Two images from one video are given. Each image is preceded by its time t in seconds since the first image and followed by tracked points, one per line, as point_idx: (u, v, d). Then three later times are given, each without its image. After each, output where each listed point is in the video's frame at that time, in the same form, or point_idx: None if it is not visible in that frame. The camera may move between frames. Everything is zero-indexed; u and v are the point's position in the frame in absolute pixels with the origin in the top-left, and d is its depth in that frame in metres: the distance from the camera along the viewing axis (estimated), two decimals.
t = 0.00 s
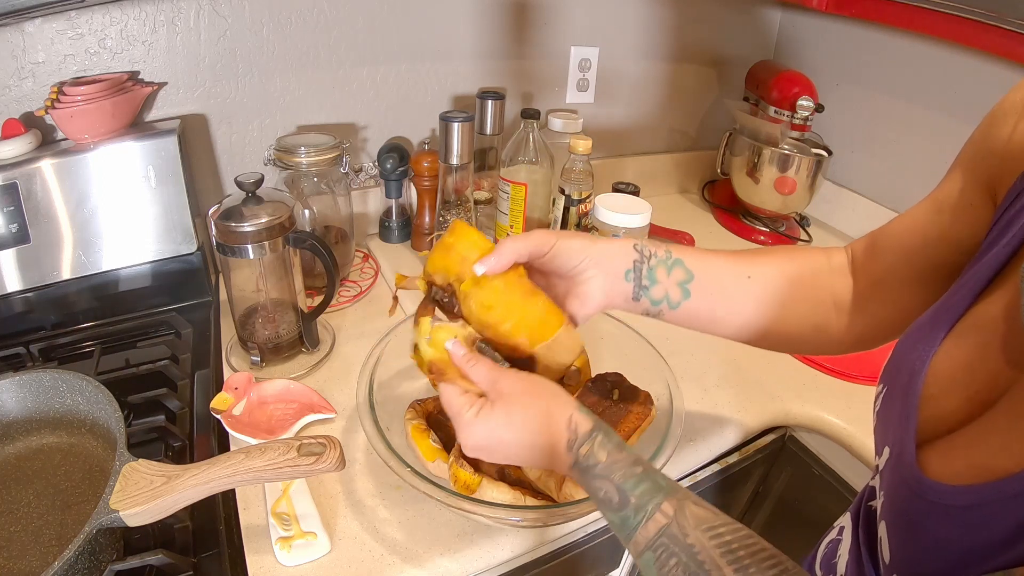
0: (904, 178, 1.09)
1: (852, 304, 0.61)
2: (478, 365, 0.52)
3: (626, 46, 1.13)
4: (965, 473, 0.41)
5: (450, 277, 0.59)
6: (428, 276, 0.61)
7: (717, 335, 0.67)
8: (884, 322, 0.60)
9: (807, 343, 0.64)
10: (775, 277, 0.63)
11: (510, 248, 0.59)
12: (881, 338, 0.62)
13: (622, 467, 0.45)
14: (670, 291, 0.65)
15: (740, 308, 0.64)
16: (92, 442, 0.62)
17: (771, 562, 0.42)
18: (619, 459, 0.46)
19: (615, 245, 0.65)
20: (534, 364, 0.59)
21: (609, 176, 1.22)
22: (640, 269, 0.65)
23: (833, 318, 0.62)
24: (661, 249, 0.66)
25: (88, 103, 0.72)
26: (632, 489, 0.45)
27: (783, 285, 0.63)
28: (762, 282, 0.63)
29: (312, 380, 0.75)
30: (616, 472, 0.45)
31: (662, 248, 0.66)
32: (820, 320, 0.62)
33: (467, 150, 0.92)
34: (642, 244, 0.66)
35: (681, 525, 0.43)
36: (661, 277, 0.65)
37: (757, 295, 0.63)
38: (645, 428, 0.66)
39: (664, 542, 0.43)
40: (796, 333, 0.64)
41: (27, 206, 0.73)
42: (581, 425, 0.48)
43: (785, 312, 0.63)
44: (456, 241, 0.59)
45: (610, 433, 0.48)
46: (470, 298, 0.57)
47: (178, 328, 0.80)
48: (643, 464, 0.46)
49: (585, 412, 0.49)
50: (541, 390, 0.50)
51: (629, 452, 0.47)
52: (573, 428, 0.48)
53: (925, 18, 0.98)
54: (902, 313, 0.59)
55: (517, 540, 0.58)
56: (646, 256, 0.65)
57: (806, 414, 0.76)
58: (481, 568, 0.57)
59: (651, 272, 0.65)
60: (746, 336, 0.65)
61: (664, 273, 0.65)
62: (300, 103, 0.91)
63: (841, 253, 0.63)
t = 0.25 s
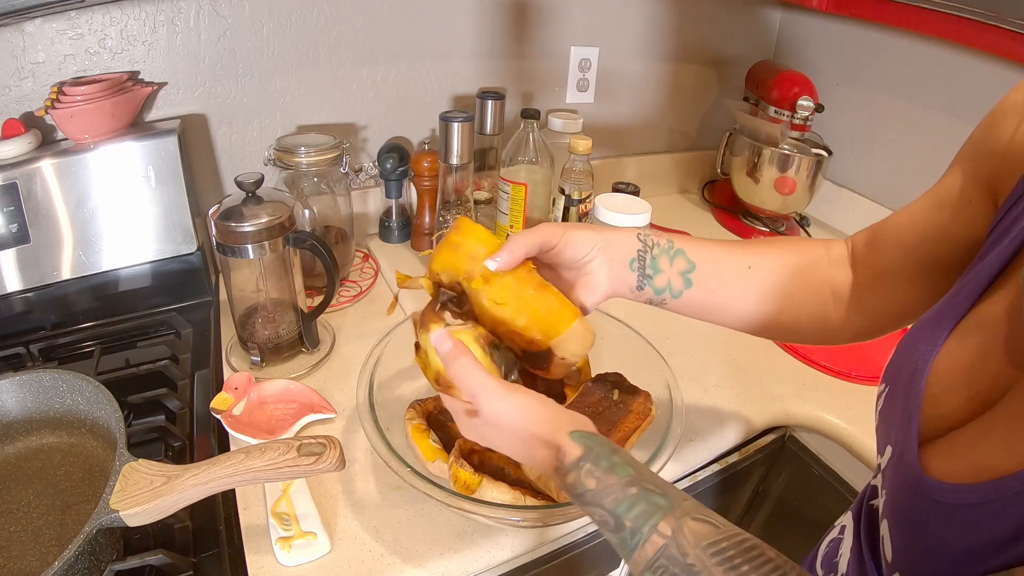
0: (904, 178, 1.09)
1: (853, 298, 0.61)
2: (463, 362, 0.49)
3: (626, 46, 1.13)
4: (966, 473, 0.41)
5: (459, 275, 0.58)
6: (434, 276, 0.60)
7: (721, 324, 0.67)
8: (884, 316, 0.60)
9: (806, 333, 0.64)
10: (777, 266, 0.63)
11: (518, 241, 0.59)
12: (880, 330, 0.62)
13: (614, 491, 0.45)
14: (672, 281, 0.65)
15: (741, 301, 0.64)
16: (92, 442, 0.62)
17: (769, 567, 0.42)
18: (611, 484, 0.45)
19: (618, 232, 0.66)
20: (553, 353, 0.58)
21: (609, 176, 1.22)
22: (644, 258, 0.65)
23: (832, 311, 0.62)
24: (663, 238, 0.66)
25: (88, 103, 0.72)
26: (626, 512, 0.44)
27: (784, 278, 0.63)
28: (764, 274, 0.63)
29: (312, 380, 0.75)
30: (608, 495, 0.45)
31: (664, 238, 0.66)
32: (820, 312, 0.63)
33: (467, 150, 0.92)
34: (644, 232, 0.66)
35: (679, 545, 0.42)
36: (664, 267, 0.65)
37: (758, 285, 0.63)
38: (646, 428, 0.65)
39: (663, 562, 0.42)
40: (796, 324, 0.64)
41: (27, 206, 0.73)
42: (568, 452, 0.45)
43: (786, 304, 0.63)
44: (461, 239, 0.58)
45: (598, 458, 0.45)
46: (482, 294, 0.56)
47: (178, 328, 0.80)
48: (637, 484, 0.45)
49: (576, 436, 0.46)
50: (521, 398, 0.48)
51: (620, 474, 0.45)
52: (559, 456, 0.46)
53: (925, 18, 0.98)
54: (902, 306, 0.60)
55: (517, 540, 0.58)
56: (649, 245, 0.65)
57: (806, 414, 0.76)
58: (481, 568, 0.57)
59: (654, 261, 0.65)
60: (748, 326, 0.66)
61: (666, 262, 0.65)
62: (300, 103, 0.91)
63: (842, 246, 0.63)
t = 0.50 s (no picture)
0: (904, 178, 1.09)
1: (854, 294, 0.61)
2: (490, 310, 0.52)
3: (626, 46, 1.13)
4: (966, 468, 0.41)
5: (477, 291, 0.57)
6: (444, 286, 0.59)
7: (714, 313, 0.68)
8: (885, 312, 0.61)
9: (807, 327, 0.65)
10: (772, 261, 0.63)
11: (535, 249, 0.58)
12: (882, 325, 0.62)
13: (615, 448, 0.42)
14: (684, 278, 0.66)
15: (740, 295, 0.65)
16: (92, 442, 0.62)
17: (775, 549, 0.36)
18: (611, 441, 0.42)
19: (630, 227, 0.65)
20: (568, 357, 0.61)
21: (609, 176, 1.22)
22: (657, 255, 0.66)
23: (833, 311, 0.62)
24: (675, 234, 0.66)
25: (88, 103, 0.72)
26: (627, 473, 0.40)
27: (783, 274, 0.63)
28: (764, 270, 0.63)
29: (312, 380, 0.75)
30: (610, 453, 0.42)
31: (676, 235, 0.66)
32: (822, 308, 0.63)
33: (467, 150, 0.92)
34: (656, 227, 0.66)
35: (680, 511, 0.38)
36: (676, 264, 0.65)
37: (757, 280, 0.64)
38: (646, 428, 0.66)
39: (662, 527, 0.38)
40: (796, 318, 0.64)
41: (27, 206, 0.73)
42: (572, 407, 0.47)
43: (785, 298, 0.64)
44: (477, 254, 0.57)
45: (601, 415, 0.45)
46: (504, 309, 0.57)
47: (178, 328, 0.80)
48: (639, 445, 0.42)
49: (578, 391, 0.47)
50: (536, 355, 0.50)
51: (623, 433, 0.43)
52: (563, 410, 0.47)
53: (925, 18, 0.98)
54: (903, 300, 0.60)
55: (517, 540, 0.58)
56: (662, 242, 0.65)
57: (806, 414, 0.76)
58: (481, 568, 0.57)
59: (666, 259, 0.65)
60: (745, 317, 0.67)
61: (678, 260, 0.65)
62: (300, 103, 0.91)
63: (846, 239, 0.63)
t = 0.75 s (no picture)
0: (904, 178, 1.09)
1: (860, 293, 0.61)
2: (495, 319, 0.54)
3: (626, 46, 1.13)
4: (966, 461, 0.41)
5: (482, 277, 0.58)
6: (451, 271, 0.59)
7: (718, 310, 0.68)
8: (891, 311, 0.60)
9: (813, 324, 0.65)
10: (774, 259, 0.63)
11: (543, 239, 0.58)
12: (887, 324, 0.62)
13: (639, 426, 0.48)
14: (695, 273, 0.65)
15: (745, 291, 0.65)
16: (93, 442, 0.62)
17: (785, 533, 0.41)
18: (636, 419, 0.48)
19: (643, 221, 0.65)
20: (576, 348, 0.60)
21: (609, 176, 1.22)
22: (668, 248, 0.65)
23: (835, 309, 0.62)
24: (687, 229, 0.66)
25: (88, 103, 0.72)
26: (648, 450, 0.46)
27: (785, 274, 0.63)
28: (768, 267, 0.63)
29: (312, 380, 0.75)
30: (633, 432, 0.48)
31: (688, 229, 0.65)
32: (827, 306, 0.63)
33: (467, 150, 0.92)
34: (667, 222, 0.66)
35: (695, 487, 0.44)
36: (687, 259, 0.65)
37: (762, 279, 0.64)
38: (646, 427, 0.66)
39: (678, 503, 0.44)
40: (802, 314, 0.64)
41: (27, 206, 0.73)
42: (599, 383, 0.51)
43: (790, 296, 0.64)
44: (483, 239, 0.57)
45: (627, 393, 0.50)
46: (507, 296, 0.57)
47: (178, 328, 0.80)
48: (659, 425, 0.48)
49: (602, 369, 0.52)
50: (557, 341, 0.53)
51: (646, 413, 0.49)
52: (590, 387, 0.51)
53: (925, 18, 0.98)
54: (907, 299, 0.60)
55: (517, 540, 0.58)
56: (674, 237, 0.65)
57: (806, 414, 0.76)
58: (481, 568, 0.57)
59: (677, 254, 0.65)
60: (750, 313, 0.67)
61: (690, 255, 0.65)
62: (300, 103, 0.91)
63: (848, 239, 0.63)
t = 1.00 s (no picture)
0: (904, 178, 1.09)
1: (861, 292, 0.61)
2: (486, 333, 0.53)
3: (626, 46, 1.13)
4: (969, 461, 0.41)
5: (484, 273, 0.56)
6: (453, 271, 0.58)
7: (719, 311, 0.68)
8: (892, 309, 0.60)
9: (813, 325, 0.65)
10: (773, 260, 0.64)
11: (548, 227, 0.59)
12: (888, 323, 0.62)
13: (631, 437, 0.47)
14: (692, 270, 0.65)
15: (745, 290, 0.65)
16: (93, 442, 0.62)
17: (783, 537, 0.42)
18: (628, 429, 0.48)
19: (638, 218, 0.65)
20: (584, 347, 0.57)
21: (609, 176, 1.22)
22: (667, 245, 0.65)
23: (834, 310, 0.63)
24: (681, 228, 0.66)
25: (88, 103, 0.72)
26: (641, 459, 0.46)
27: (786, 273, 0.64)
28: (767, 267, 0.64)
29: (312, 380, 0.75)
30: (625, 443, 0.47)
31: (682, 228, 0.66)
32: (828, 307, 0.63)
33: (467, 150, 0.92)
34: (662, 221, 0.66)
35: (690, 496, 0.44)
36: (683, 256, 0.65)
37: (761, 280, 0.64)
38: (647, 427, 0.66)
39: (674, 512, 0.44)
40: (803, 314, 0.64)
41: (27, 206, 0.73)
42: (590, 394, 0.49)
43: (790, 296, 0.64)
44: (484, 237, 0.57)
45: (618, 402, 0.49)
46: (511, 292, 0.55)
47: (178, 328, 0.80)
48: (652, 434, 0.47)
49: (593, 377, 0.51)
50: (550, 353, 0.52)
51: (637, 422, 0.48)
52: (581, 397, 0.49)
53: (925, 18, 0.98)
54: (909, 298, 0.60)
55: (517, 540, 0.58)
56: (669, 234, 0.65)
57: (806, 414, 0.76)
58: (481, 568, 0.57)
59: (674, 251, 0.65)
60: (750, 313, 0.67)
61: (685, 252, 0.65)
62: (300, 103, 0.91)
63: (848, 239, 0.63)
